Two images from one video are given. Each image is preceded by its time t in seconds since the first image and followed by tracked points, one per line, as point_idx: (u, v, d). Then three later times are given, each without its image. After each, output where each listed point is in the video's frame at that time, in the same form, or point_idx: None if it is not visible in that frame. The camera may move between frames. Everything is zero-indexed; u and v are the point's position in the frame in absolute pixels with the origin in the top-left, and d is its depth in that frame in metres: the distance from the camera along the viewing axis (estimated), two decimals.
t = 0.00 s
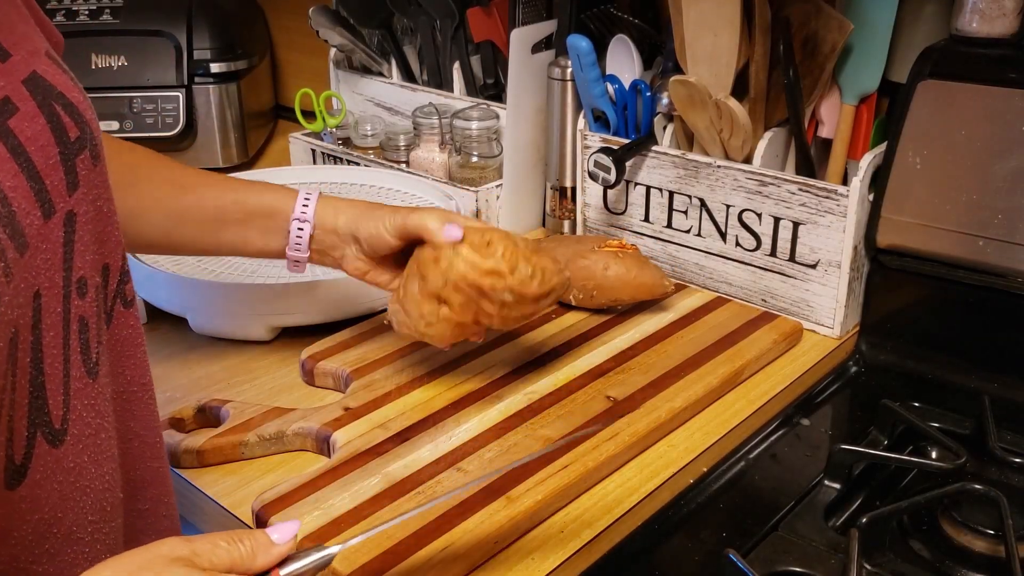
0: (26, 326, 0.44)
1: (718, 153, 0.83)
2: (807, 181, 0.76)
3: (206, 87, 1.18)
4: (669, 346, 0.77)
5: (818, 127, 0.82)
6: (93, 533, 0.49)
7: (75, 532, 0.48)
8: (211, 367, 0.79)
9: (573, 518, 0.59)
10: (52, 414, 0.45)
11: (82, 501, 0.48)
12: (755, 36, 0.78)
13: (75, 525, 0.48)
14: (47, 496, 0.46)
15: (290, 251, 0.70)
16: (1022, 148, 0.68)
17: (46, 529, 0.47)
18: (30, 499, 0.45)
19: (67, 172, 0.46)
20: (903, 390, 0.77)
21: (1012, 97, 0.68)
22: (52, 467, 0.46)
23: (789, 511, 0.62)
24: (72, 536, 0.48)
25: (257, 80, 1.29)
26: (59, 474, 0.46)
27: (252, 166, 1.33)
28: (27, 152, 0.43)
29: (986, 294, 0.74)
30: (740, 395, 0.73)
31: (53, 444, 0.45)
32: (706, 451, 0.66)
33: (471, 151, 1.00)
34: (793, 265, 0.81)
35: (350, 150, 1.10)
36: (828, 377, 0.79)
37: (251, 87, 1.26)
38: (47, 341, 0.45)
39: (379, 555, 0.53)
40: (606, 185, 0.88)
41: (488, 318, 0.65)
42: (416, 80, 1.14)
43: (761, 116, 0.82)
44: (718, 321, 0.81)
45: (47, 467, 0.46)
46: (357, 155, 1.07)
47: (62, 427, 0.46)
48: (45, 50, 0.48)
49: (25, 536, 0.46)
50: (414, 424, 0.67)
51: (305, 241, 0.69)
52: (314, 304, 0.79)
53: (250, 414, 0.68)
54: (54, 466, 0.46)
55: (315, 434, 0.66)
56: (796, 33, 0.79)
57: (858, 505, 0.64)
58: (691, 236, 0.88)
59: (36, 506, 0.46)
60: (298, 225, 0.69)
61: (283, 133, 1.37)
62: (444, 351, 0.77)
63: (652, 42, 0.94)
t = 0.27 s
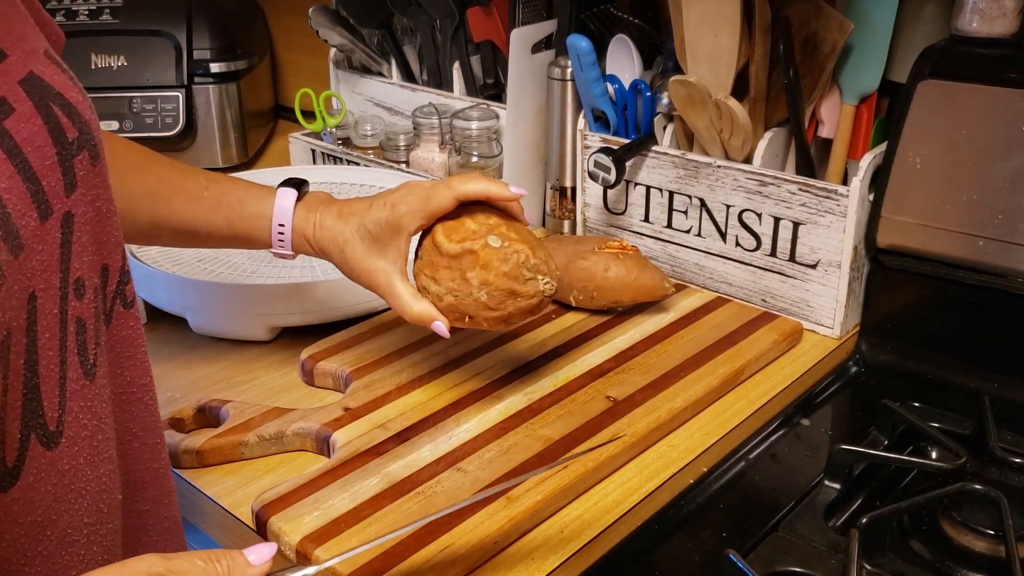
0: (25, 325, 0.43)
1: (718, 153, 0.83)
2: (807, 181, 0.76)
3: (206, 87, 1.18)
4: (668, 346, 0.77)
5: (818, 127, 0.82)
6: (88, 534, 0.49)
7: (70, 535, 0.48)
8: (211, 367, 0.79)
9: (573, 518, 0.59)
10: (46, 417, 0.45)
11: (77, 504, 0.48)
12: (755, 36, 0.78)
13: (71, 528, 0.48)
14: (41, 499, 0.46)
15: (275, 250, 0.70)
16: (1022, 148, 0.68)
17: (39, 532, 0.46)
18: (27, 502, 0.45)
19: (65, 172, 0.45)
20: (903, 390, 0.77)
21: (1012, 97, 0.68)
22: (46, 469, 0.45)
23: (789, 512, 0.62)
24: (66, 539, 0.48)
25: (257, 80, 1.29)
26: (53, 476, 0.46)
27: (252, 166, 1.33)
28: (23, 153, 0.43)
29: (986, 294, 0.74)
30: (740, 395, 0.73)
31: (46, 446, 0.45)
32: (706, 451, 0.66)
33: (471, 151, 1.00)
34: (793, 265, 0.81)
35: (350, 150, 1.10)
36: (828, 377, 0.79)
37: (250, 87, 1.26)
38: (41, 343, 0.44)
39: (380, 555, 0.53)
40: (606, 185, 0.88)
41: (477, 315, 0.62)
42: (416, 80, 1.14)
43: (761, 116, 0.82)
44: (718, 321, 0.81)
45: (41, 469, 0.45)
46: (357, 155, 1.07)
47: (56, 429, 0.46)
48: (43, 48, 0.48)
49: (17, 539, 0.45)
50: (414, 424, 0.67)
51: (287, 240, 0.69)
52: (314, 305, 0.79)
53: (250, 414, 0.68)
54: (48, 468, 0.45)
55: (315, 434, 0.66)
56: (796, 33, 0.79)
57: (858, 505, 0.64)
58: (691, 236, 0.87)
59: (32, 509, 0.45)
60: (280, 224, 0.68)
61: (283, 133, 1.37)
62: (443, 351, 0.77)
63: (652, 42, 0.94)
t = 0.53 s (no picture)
0: (28, 329, 0.44)
1: (718, 153, 0.83)
2: (807, 181, 0.76)
3: (206, 87, 1.18)
4: (669, 346, 0.77)
5: (818, 127, 0.82)
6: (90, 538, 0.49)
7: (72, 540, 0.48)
8: (211, 366, 0.79)
9: (573, 518, 0.59)
10: (47, 421, 0.45)
11: (79, 508, 0.48)
12: (755, 36, 0.78)
13: (72, 532, 0.48)
14: (42, 504, 0.45)
15: (283, 257, 0.68)
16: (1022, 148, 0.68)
17: (41, 536, 0.46)
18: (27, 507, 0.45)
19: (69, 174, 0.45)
20: (903, 390, 0.77)
21: (1013, 97, 0.68)
22: (48, 474, 0.45)
23: (789, 512, 0.62)
24: (68, 544, 0.48)
25: (257, 80, 1.29)
26: (54, 480, 0.46)
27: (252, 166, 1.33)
28: (27, 156, 0.43)
29: (986, 294, 0.74)
30: (740, 395, 0.73)
31: (47, 450, 0.45)
32: (706, 451, 0.66)
33: (471, 151, 1.00)
34: (793, 265, 0.81)
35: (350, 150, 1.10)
36: (828, 377, 0.79)
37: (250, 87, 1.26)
38: (43, 347, 0.44)
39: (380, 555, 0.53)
40: (606, 185, 0.88)
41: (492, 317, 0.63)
42: (416, 80, 1.14)
43: (761, 116, 0.82)
44: (718, 321, 0.81)
45: (42, 474, 0.45)
46: (357, 155, 1.07)
47: (58, 433, 0.46)
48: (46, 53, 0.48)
49: (17, 543, 0.45)
50: (414, 424, 0.67)
51: (297, 243, 0.67)
52: (315, 305, 0.79)
53: (250, 414, 0.68)
54: (48, 473, 0.45)
55: (315, 434, 0.66)
56: (796, 33, 0.79)
57: (858, 505, 0.64)
58: (691, 236, 0.87)
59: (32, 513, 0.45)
60: (291, 223, 0.67)
61: (283, 132, 1.37)
62: (444, 351, 0.77)
63: (652, 42, 0.94)
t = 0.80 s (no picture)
0: (42, 333, 0.44)
1: (718, 153, 0.83)
2: (807, 181, 0.76)
3: (206, 87, 1.18)
4: (668, 346, 0.77)
5: (818, 127, 0.82)
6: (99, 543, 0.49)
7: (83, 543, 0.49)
8: (211, 366, 0.79)
9: (573, 518, 0.59)
10: (60, 426, 0.45)
11: (88, 513, 0.48)
12: (755, 36, 0.78)
13: (82, 537, 0.48)
14: (54, 508, 0.46)
15: (260, 272, 0.68)
16: (1021, 148, 0.68)
17: (51, 541, 0.47)
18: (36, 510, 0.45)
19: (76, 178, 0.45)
20: (903, 390, 0.77)
21: (1012, 97, 0.68)
22: (58, 480, 0.46)
23: (789, 512, 0.62)
24: (78, 549, 0.48)
25: (257, 80, 1.29)
26: (65, 486, 0.46)
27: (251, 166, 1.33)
28: (37, 161, 0.43)
29: (986, 294, 0.74)
30: (740, 395, 0.73)
31: (59, 456, 0.45)
32: (706, 451, 0.66)
33: (471, 151, 1.00)
34: (793, 266, 0.81)
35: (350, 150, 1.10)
36: (828, 377, 0.79)
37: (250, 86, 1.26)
38: (56, 352, 0.44)
39: (381, 556, 0.53)
40: (606, 185, 0.88)
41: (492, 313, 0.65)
42: (416, 80, 1.14)
43: (761, 116, 0.82)
44: (718, 321, 0.81)
45: (53, 479, 0.45)
46: (357, 155, 1.07)
47: (69, 439, 0.46)
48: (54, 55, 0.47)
49: (28, 548, 0.46)
50: (414, 425, 0.67)
51: (275, 254, 0.67)
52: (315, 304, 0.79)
53: (250, 414, 0.68)
54: (60, 478, 0.46)
55: (314, 434, 0.66)
56: (796, 33, 0.79)
57: (858, 505, 0.64)
58: (691, 236, 0.87)
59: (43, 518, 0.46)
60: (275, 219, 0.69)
61: (282, 132, 1.37)
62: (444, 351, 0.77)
63: (652, 42, 0.94)
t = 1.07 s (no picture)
0: (50, 328, 0.43)
1: (718, 153, 0.83)
2: (807, 181, 0.76)
3: (206, 87, 1.18)
4: (669, 346, 0.77)
5: (818, 127, 0.82)
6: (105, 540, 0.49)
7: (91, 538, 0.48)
8: (211, 366, 0.79)
9: (573, 518, 0.59)
10: (67, 421, 0.45)
11: (97, 508, 0.48)
12: (755, 36, 0.78)
13: (91, 532, 0.48)
14: (65, 503, 0.45)
15: (226, 293, 0.71)
16: (1021, 147, 0.68)
17: (63, 536, 0.46)
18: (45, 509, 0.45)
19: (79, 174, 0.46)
20: (903, 390, 0.77)
21: (1012, 97, 0.68)
22: (68, 474, 0.45)
23: (789, 512, 0.62)
24: (88, 544, 0.48)
25: (257, 80, 1.29)
26: (75, 480, 0.46)
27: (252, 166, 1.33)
28: (44, 158, 0.43)
29: (987, 294, 0.74)
30: (740, 394, 0.73)
31: (69, 451, 0.45)
32: (706, 451, 0.66)
33: (471, 151, 1.00)
34: (793, 265, 0.81)
35: (350, 150, 1.10)
36: (828, 377, 0.79)
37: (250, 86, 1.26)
38: (63, 348, 0.44)
39: (382, 555, 0.53)
40: (606, 185, 0.88)
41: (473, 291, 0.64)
42: (416, 80, 1.14)
43: (761, 116, 0.82)
44: (718, 321, 0.81)
45: (63, 474, 0.45)
46: (357, 155, 1.07)
47: (77, 434, 0.45)
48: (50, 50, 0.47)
49: (41, 543, 0.45)
50: (414, 425, 0.67)
51: (244, 275, 0.71)
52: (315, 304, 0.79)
53: (250, 414, 0.68)
54: (70, 473, 0.45)
55: (314, 434, 0.66)
56: (796, 33, 0.79)
57: (858, 505, 0.64)
58: (692, 236, 0.87)
59: (54, 514, 0.45)
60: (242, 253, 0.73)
61: (282, 132, 1.37)
62: (444, 351, 0.77)
63: (652, 42, 0.94)
